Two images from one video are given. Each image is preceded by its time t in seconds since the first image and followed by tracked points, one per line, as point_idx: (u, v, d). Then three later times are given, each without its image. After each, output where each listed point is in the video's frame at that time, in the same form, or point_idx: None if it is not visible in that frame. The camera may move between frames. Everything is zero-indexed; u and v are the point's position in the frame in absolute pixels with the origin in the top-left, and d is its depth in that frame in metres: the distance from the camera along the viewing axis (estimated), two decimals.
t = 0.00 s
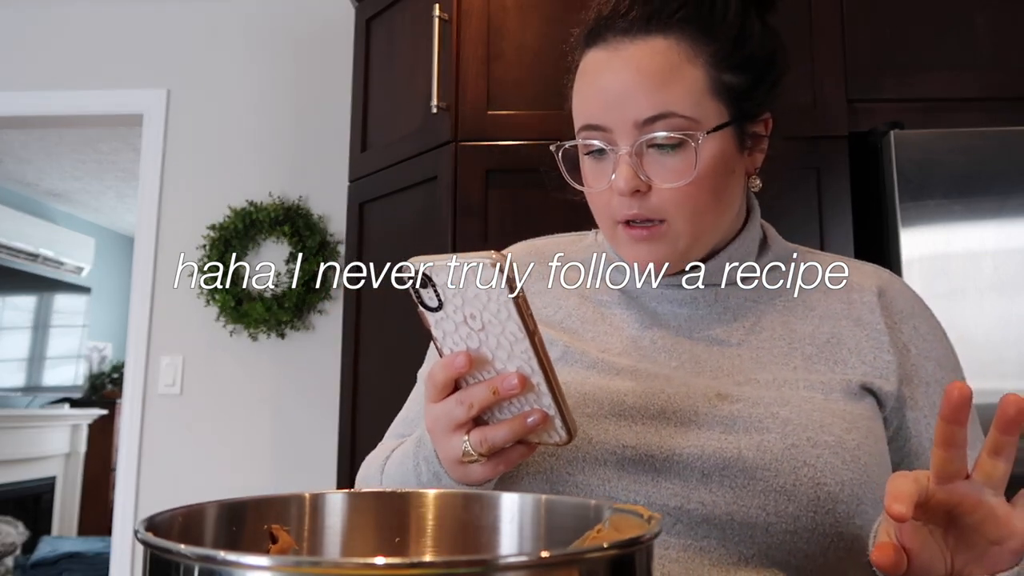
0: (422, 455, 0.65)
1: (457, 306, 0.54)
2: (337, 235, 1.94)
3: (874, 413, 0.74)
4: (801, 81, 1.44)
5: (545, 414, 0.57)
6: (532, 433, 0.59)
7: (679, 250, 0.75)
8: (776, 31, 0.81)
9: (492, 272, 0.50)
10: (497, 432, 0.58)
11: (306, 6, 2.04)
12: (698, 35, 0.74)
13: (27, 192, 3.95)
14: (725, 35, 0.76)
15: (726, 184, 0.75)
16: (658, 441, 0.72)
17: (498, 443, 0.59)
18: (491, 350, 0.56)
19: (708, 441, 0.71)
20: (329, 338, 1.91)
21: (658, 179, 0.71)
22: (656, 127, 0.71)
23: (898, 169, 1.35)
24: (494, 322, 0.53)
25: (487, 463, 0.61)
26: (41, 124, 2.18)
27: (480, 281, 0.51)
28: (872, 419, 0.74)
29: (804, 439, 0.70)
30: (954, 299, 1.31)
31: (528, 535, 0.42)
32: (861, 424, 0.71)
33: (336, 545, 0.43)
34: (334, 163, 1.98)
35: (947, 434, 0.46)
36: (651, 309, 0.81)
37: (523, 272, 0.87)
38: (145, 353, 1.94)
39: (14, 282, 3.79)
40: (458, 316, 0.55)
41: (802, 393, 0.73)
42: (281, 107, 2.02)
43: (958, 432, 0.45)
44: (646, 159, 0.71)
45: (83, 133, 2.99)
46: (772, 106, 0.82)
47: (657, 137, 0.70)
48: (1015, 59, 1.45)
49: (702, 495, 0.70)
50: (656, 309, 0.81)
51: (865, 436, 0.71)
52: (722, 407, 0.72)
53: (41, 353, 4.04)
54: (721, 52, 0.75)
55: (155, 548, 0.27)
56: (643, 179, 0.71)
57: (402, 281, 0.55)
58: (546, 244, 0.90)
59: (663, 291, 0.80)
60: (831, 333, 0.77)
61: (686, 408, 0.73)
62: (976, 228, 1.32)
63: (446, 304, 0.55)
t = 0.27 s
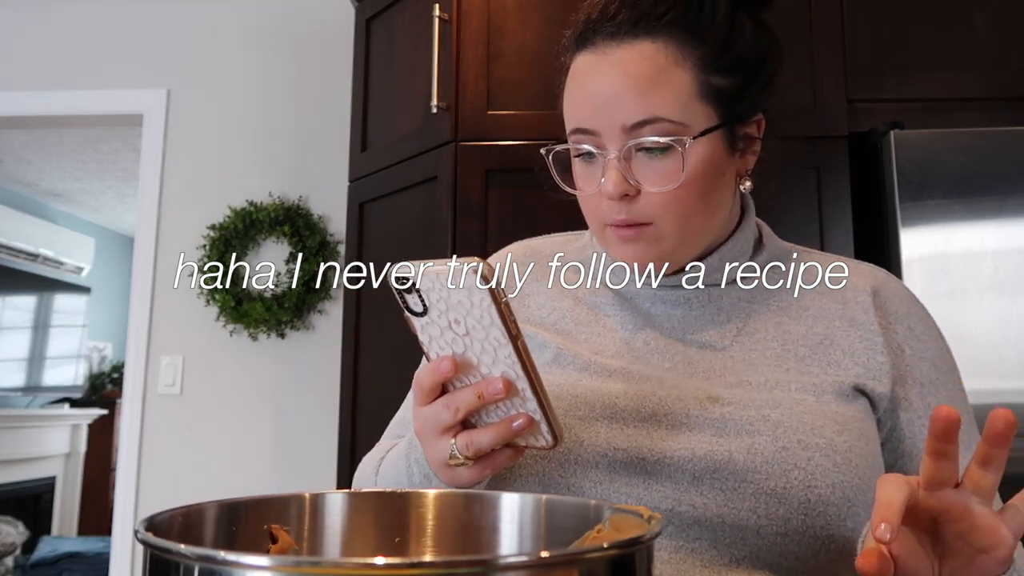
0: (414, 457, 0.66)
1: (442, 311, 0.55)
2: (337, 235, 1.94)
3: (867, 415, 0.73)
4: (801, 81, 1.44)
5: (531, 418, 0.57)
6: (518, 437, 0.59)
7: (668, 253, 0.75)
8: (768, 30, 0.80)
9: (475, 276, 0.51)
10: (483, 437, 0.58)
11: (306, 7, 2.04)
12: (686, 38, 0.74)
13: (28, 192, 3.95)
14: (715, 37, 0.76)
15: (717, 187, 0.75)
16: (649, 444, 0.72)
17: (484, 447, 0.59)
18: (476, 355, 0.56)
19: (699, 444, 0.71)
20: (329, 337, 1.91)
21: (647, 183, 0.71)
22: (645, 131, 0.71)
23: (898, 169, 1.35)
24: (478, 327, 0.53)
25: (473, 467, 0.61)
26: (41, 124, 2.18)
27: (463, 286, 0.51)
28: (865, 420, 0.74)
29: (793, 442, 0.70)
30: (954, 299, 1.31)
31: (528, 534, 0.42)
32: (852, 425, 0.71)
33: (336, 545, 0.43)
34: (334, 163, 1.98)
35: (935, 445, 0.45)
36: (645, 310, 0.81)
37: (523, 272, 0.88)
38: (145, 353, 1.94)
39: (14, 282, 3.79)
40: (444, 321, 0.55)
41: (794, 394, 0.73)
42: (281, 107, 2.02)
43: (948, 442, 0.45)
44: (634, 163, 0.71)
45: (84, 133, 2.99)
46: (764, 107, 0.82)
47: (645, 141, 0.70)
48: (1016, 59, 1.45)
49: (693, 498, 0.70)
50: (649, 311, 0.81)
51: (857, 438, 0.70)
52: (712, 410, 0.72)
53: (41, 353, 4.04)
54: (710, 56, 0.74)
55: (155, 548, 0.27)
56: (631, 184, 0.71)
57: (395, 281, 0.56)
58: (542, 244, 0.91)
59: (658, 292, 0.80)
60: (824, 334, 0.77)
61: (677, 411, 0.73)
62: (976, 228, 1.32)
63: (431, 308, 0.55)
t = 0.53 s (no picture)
0: (406, 459, 0.66)
1: (428, 314, 0.54)
2: (337, 235, 1.94)
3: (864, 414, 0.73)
4: (801, 81, 1.44)
5: (519, 421, 0.57)
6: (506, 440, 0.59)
7: (664, 253, 0.75)
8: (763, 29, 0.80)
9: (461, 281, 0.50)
10: (471, 438, 0.58)
11: (306, 7, 2.04)
12: (681, 37, 0.74)
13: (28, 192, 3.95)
14: (710, 37, 0.76)
15: (712, 187, 0.75)
16: (645, 444, 0.72)
17: (472, 450, 0.59)
18: (464, 358, 0.56)
19: (694, 444, 0.71)
20: (329, 337, 1.90)
21: (642, 182, 0.71)
22: (640, 131, 0.71)
23: (898, 169, 1.35)
24: (465, 330, 0.53)
25: (460, 470, 0.61)
26: (41, 123, 2.18)
27: (449, 290, 0.51)
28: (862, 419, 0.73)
29: (790, 442, 0.69)
30: (954, 299, 1.31)
31: (527, 535, 0.42)
32: (848, 425, 0.71)
33: (335, 545, 0.43)
34: (334, 164, 1.98)
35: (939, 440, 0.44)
36: (641, 310, 0.82)
37: (523, 272, 0.88)
38: (145, 353, 1.94)
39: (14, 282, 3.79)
40: (430, 324, 0.55)
41: (790, 394, 0.73)
42: (281, 107, 2.02)
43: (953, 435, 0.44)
44: (630, 163, 0.71)
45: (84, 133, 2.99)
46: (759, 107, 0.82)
47: (641, 141, 0.70)
48: (1016, 59, 1.45)
49: (688, 498, 0.70)
50: (644, 311, 0.81)
51: (853, 438, 0.70)
52: (708, 409, 0.72)
53: (41, 353, 4.04)
54: (705, 56, 0.74)
55: (155, 548, 0.27)
56: (627, 183, 0.71)
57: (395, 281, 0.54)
58: (538, 244, 0.91)
59: (656, 291, 0.81)
60: (820, 333, 0.77)
61: (673, 410, 0.73)
62: (976, 228, 1.32)
63: (418, 311, 0.55)
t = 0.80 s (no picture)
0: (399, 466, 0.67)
1: (408, 326, 0.54)
2: (337, 235, 1.94)
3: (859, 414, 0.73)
4: (801, 81, 1.44)
5: (504, 431, 0.57)
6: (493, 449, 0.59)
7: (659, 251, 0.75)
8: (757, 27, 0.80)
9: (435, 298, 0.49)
10: (458, 450, 0.59)
11: (306, 7, 2.04)
12: (677, 36, 0.74)
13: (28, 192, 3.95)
14: (705, 35, 0.76)
15: (707, 186, 0.75)
16: (639, 445, 0.72)
17: (459, 460, 0.59)
18: (447, 368, 0.56)
19: (688, 445, 0.71)
20: (329, 337, 1.91)
21: (638, 181, 0.71)
22: (637, 130, 0.71)
23: (898, 169, 1.35)
24: (444, 343, 0.53)
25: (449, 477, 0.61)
26: (41, 124, 2.18)
27: (425, 305, 0.50)
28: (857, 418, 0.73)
29: (787, 443, 0.69)
30: (954, 299, 1.31)
31: (528, 535, 0.42)
32: (843, 425, 0.71)
33: (335, 546, 0.43)
34: (334, 164, 1.98)
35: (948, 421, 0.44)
36: (635, 310, 0.82)
37: (523, 272, 0.88)
38: (145, 353, 1.94)
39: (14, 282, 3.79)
40: (411, 335, 0.55)
41: (785, 394, 0.73)
42: (281, 107, 2.02)
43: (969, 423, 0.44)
44: (626, 162, 0.71)
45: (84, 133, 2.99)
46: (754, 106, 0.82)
47: (636, 140, 0.70)
48: (1016, 59, 1.45)
49: (683, 499, 0.70)
50: (639, 309, 0.82)
51: (848, 438, 0.70)
52: (703, 410, 0.72)
53: (41, 353, 4.05)
54: (701, 54, 0.74)
55: (155, 548, 0.27)
56: (623, 182, 0.71)
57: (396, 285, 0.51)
58: (532, 244, 0.91)
59: (652, 291, 0.81)
60: (816, 333, 0.77)
61: (667, 411, 0.73)
62: (976, 228, 1.32)
63: (398, 324, 0.54)
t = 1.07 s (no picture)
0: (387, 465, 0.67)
1: (397, 317, 0.54)
2: (337, 235, 1.95)
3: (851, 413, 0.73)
4: (801, 81, 1.44)
5: (490, 428, 0.57)
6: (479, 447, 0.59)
7: (653, 248, 0.75)
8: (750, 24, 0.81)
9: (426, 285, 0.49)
10: (443, 447, 0.58)
11: (306, 7, 2.04)
12: (672, 29, 0.74)
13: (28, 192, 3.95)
14: (700, 29, 0.76)
15: (702, 182, 0.75)
16: (629, 447, 0.72)
17: (444, 457, 0.59)
18: (434, 360, 0.56)
19: (678, 445, 0.71)
20: (329, 338, 1.91)
21: (633, 176, 0.71)
22: (632, 123, 0.70)
23: (898, 169, 1.35)
24: (433, 334, 0.52)
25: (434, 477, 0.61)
26: (41, 124, 2.18)
27: (414, 294, 0.50)
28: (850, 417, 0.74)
29: (778, 445, 0.69)
30: (954, 299, 1.31)
31: (528, 535, 0.42)
32: (835, 425, 0.71)
33: (335, 546, 0.43)
34: (333, 164, 1.98)
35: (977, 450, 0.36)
36: (624, 309, 0.82)
37: (523, 273, 0.88)
38: (145, 353, 1.94)
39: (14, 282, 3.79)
40: (401, 326, 0.55)
41: (776, 394, 0.73)
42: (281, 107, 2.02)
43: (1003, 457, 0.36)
44: (621, 156, 0.71)
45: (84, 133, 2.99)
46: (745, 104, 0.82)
47: (632, 134, 0.70)
48: (1016, 59, 1.45)
49: (672, 500, 0.70)
50: (629, 309, 0.82)
51: (840, 438, 0.70)
52: (691, 410, 0.72)
53: (41, 353, 4.05)
54: (696, 47, 0.74)
55: (155, 548, 0.27)
56: (618, 177, 0.70)
57: (395, 282, 0.51)
58: (525, 244, 0.92)
59: (641, 291, 0.81)
60: (807, 332, 0.77)
61: (657, 411, 0.73)
62: (976, 228, 1.32)
63: (386, 315, 0.55)
